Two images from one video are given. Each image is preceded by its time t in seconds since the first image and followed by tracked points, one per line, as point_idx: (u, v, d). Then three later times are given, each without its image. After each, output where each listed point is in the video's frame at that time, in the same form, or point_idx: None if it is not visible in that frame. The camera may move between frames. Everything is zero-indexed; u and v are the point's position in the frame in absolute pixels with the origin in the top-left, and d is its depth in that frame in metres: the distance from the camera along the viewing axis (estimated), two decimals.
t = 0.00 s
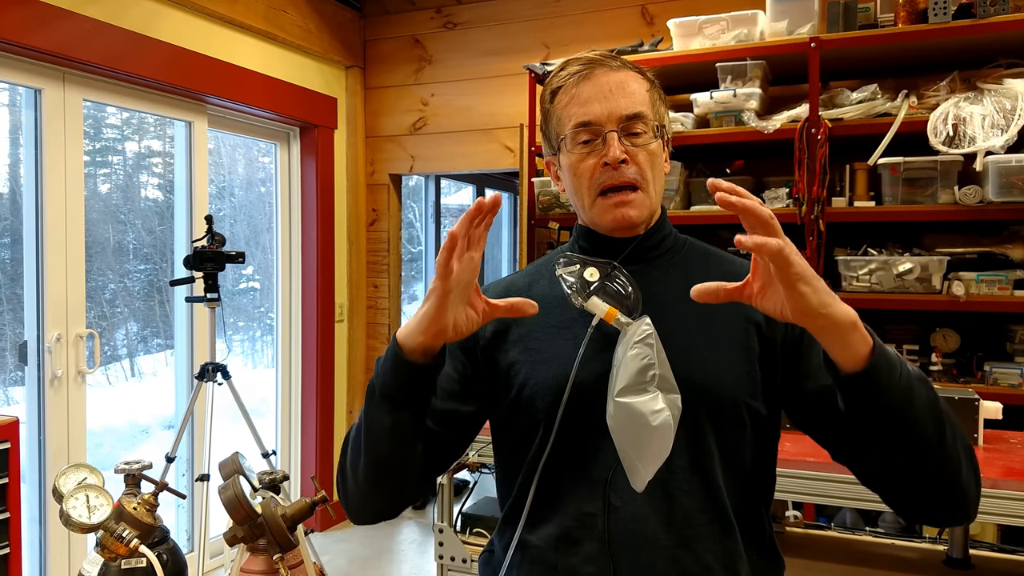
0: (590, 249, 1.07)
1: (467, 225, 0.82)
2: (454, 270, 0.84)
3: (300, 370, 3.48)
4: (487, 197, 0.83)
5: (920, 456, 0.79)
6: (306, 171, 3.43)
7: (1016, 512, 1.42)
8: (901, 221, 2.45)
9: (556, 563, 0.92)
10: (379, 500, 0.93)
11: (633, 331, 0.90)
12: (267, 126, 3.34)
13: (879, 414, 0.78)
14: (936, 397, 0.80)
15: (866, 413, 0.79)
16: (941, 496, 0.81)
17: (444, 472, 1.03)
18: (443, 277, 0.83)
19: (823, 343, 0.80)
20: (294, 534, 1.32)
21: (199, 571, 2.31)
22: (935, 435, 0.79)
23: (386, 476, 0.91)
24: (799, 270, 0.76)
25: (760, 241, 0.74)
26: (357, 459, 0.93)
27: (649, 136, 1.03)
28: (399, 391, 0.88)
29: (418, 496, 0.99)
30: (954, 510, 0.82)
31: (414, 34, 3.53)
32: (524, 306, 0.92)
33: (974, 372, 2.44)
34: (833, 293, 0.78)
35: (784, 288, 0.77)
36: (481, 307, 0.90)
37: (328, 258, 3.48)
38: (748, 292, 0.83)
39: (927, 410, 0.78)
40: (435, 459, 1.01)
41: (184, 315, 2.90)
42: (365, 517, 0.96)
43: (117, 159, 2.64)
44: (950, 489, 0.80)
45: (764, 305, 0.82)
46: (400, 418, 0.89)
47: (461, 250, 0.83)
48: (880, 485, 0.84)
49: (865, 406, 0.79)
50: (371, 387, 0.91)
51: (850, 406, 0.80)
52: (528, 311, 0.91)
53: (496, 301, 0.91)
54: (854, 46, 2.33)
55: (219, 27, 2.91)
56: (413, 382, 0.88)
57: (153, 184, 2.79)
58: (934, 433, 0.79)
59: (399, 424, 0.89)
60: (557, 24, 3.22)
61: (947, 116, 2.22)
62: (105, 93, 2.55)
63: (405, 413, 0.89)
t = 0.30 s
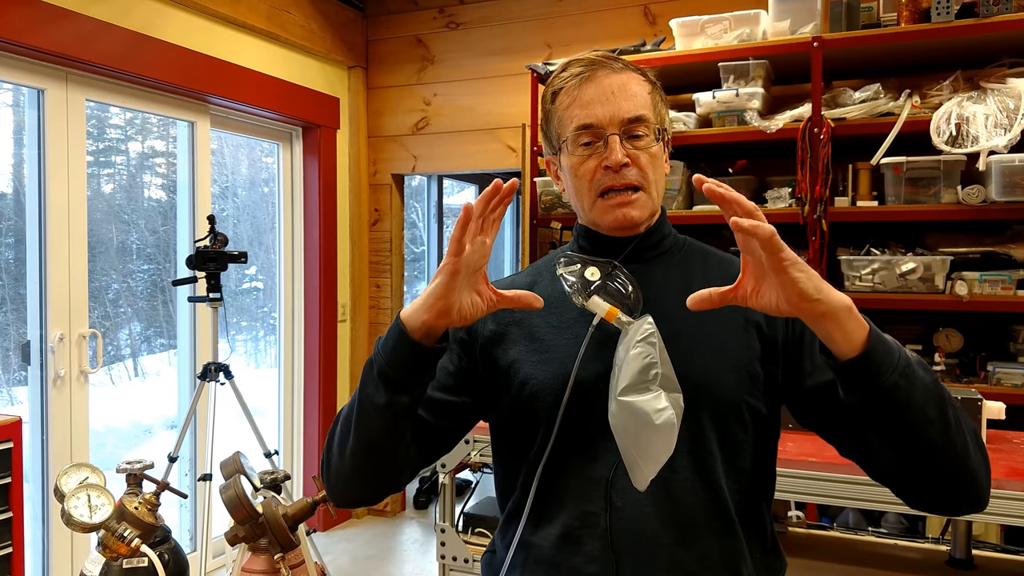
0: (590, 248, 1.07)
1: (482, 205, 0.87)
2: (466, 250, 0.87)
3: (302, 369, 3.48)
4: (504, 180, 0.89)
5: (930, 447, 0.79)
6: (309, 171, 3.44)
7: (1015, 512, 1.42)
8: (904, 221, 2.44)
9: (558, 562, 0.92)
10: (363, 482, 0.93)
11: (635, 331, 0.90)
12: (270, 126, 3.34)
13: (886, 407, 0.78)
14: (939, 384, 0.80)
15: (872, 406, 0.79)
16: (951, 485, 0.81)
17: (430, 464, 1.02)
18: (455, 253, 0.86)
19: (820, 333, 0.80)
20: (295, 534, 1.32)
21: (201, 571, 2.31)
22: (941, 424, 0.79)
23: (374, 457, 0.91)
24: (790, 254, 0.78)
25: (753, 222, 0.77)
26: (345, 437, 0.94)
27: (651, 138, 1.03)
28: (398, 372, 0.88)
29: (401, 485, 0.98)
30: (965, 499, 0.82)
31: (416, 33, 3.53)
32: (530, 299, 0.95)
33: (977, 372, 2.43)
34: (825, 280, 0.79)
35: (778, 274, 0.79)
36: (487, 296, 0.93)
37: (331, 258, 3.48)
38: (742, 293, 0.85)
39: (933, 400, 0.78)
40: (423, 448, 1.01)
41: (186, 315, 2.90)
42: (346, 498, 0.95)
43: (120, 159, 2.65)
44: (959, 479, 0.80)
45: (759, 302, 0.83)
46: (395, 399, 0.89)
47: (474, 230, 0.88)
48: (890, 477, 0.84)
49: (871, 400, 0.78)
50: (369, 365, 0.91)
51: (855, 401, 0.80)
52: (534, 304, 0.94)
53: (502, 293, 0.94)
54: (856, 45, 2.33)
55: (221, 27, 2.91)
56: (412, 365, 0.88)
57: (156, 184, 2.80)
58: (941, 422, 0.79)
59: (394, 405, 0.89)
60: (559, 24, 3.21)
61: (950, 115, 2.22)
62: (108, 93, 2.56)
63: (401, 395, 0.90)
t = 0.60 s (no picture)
0: (593, 250, 1.07)
1: (488, 186, 0.89)
2: (469, 232, 0.89)
3: (305, 370, 3.49)
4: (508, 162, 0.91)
5: (952, 418, 0.77)
6: (311, 171, 3.44)
7: (1013, 512, 1.47)
8: (906, 221, 2.44)
9: (567, 563, 0.92)
10: (356, 465, 0.92)
11: (633, 331, 0.90)
12: (272, 126, 3.34)
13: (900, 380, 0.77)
14: (955, 354, 0.79)
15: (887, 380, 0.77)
16: (979, 456, 0.78)
17: (424, 454, 1.01)
18: (459, 233, 0.88)
19: (828, 309, 0.79)
20: (297, 534, 1.32)
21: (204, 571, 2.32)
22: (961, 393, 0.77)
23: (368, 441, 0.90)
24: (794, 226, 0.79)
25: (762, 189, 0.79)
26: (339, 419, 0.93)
27: (651, 136, 1.02)
28: (396, 355, 0.87)
29: (394, 473, 0.97)
30: (994, 472, 0.79)
31: (418, 33, 3.53)
32: (534, 291, 0.94)
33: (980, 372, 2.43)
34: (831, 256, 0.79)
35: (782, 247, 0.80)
36: (490, 284, 0.93)
37: (333, 258, 3.49)
38: (747, 277, 0.84)
39: (951, 370, 0.77)
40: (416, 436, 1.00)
41: (189, 315, 2.91)
42: (338, 482, 0.94)
43: (124, 159, 2.65)
44: (985, 450, 0.78)
45: (765, 285, 0.83)
46: (393, 382, 0.88)
47: (478, 212, 0.90)
48: (915, 453, 0.81)
49: (886, 373, 0.77)
50: (367, 347, 0.90)
51: (869, 375, 0.79)
52: (537, 294, 0.93)
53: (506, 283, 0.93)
54: (859, 45, 2.32)
55: (223, 28, 2.92)
56: (411, 349, 0.87)
57: (160, 184, 2.80)
58: (961, 390, 0.77)
59: (391, 388, 0.89)
60: (561, 24, 3.21)
61: (953, 115, 2.21)
62: (111, 94, 2.56)
63: (397, 379, 0.89)
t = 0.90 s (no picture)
0: (600, 248, 1.07)
1: (511, 174, 0.90)
2: (491, 217, 0.90)
3: (307, 369, 3.49)
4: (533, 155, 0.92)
5: (953, 415, 0.77)
6: (314, 171, 3.44)
7: (1014, 512, 1.46)
8: (909, 221, 2.43)
9: (574, 565, 0.92)
10: (360, 450, 0.92)
11: (644, 330, 0.90)
12: (275, 126, 3.35)
13: (901, 375, 0.77)
14: (955, 353, 0.79)
15: (887, 376, 0.78)
16: (980, 456, 0.78)
17: (424, 446, 1.01)
18: (482, 216, 0.89)
19: (830, 302, 0.80)
20: (300, 533, 1.32)
21: (206, 571, 2.32)
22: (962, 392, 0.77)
23: (376, 426, 0.90)
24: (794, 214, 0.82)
25: (767, 170, 0.81)
26: (346, 406, 0.94)
27: (661, 135, 1.03)
28: (413, 341, 0.88)
29: (395, 463, 0.97)
30: (997, 471, 0.79)
31: (422, 34, 3.53)
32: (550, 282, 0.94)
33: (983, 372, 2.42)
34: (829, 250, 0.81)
35: (784, 234, 0.81)
36: (507, 274, 0.93)
37: (336, 259, 3.49)
38: (748, 273, 0.85)
39: (952, 367, 0.77)
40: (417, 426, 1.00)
41: (191, 315, 2.91)
42: (339, 467, 0.94)
43: (127, 159, 2.66)
44: (986, 450, 0.78)
45: (767, 279, 0.84)
46: (406, 368, 0.88)
47: (500, 199, 0.91)
48: (917, 452, 0.81)
49: (887, 368, 0.77)
50: (381, 332, 0.90)
51: (870, 372, 0.79)
52: (553, 287, 0.94)
53: (523, 274, 0.94)
54: (862, 45, 2.32)
55: (227, 28, 2.92)
56: (428, 335, 0.88)
57: (163, 185, 2.81)
58: (961, 386, 0.77)
59: (405, 374, 0.89)
60: (564, 24, 3.21)
61: (955, 116, 2.21)
62: (115, 94, 2.57)
63: (412, 365, 0.89)
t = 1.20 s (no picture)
0: (599, 248, 1.07)
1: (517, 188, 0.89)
2: (494, 232, 0.89)
3: (309, 369, 3.49)
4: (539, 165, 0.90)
5: (940, 447, 0.79)
6: (316, 171, 3.45)
7: (1015, 512, 1.45)
8: (911, 221, 2.43)
9: (567, 564, 0.92)
10: (355, 459, 0.93)
11: (641, 331, 0.90)
12: (277, 127, 3.35)
13: (893, 410, 0.78)
14: (947, 384, 0.80)
15: (880, 410, 0.78)
16: (961, 483, 0.81)
17: (417, 444, 1.02)
18: (484, 233, 0.88)
19: (829, 332, 0.79)
20: (300, 532, 1.32)
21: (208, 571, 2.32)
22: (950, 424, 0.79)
23: (371, 439, 0.91)
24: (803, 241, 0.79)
25: (778, 193, 0.78)
26: (344, 415, 0.94)
27: (664, 140, 1.03)
28: (411, 358, 0.88)
29: (388, 466, 0.99)
30: (973, 496, 0.82)
31: (423, 34, 3.53)
32: (552, 293, 0.93)
33: (985, 372, 2.42)
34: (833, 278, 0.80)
35: (790, 260, 0.79)
36: (509, 286, 0.92)
37: (337, 259, 3.50)
38: (748, 293, 0.84)
39: (943, 403, 0.78)
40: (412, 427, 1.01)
41: (193, 315, 2.92)
42: (334, 470, 0.95)
43: (129, 159, 2.67)
44: (968, 478, 0.81)
45: (765, 301, 0.83)
46: (404, 386, 0.89)
47: (505, 213, 0.89)
48: (901, 477, 0.84)
49: (881, 403, 0.78)
50: (380, 344, 0.90)
51: (864, 405, 0.79)
52: (555, 298, 0.93)
53: (524, 286, 0.93)
54: (864, 44, 2.31)
55: (229, 28, 2.93)
56: (427, 354, 0.88)
57: (165, 185, 2.82)
58: (949, 422, 0.79)
59: (402, 391, 0.89)
60: (566, 24, 3.21)
61: (957, 115, 2.21)
62: (117, 94, 2.57)
63: (411, 382, 0.89)
